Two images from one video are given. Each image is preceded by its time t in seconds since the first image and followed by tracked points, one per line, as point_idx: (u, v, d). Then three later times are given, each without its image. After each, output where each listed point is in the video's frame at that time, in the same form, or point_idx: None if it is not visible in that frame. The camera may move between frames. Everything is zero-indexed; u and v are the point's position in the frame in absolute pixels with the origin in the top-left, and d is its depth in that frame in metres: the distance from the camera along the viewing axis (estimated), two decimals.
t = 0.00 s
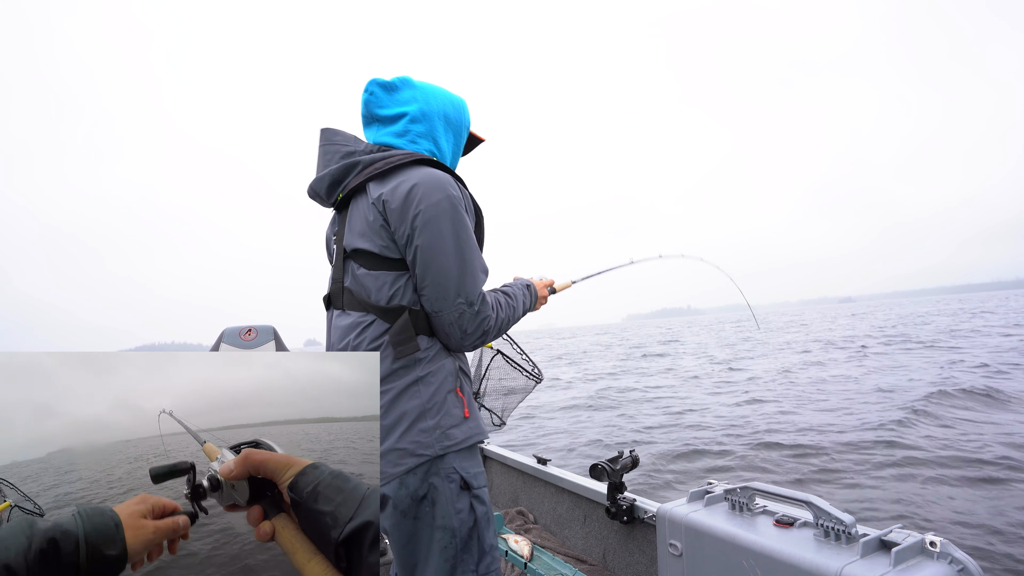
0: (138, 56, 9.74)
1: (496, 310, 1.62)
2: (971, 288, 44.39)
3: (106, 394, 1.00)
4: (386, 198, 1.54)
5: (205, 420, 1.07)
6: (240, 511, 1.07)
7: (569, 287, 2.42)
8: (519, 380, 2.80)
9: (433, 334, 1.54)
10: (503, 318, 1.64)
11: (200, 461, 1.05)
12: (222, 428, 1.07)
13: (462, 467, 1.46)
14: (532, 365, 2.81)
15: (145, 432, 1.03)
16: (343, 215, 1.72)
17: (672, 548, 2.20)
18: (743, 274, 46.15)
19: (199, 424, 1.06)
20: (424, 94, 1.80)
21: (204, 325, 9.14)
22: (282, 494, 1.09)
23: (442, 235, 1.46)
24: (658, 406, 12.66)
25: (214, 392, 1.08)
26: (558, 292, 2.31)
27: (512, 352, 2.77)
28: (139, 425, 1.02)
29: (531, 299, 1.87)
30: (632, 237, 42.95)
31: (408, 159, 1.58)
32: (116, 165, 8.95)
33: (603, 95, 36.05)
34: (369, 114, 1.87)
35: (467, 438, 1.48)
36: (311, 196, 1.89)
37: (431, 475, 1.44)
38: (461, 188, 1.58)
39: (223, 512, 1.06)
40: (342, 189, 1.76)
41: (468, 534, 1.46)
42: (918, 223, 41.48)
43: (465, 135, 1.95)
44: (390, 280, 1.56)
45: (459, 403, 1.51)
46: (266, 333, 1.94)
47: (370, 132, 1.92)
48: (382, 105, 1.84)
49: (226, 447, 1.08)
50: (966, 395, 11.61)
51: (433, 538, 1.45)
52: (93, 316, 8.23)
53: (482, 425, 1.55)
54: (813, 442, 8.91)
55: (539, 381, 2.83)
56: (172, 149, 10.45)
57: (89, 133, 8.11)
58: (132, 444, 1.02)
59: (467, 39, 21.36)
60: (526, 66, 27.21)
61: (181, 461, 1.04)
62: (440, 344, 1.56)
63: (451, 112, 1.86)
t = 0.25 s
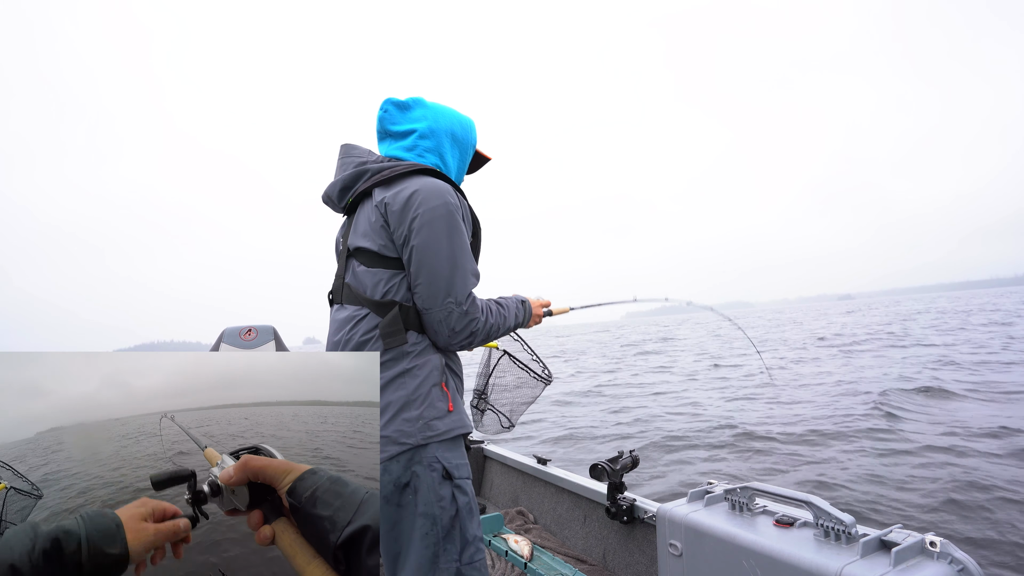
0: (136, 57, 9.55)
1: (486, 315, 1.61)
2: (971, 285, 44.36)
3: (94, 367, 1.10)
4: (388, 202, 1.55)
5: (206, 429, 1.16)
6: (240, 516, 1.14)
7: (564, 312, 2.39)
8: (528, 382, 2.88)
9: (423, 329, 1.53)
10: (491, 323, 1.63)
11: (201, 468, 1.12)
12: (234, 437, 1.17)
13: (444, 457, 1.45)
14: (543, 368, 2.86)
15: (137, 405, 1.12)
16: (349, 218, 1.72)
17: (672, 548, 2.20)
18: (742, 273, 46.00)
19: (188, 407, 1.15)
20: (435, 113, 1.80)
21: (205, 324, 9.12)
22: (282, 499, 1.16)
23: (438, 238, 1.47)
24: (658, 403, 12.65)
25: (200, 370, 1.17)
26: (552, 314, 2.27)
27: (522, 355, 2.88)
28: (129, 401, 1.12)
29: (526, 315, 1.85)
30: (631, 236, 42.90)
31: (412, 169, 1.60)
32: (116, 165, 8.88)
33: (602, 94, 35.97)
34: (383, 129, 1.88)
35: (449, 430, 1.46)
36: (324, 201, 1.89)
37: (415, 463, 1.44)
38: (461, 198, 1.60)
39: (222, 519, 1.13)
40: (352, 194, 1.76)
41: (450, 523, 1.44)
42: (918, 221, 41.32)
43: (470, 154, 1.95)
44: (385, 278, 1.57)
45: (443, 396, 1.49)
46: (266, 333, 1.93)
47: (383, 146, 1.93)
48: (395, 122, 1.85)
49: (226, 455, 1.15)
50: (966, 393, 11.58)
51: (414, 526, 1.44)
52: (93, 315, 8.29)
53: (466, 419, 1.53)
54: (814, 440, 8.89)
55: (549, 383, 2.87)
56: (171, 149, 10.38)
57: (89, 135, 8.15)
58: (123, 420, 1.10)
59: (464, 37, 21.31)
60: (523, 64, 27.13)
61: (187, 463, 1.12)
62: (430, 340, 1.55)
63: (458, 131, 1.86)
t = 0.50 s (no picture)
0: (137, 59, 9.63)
1: (481, 318, 1.60)
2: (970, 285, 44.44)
3: (80, 354, 1.23)
4: (389, 204, 1.55)
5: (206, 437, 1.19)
6: (239, 541, 1.16)
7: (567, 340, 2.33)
8: (538, 386, 2.89)
9: (418, 326, 1.53)
10: (484, 328, 1.61)
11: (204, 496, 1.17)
12: (222, 450, 1.18)
13: (438, 449, 1.44)
14: (554, 371, 2.90)
15: (118, 389, 1.22)
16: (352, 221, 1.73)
17: (672, 548, 2.20)
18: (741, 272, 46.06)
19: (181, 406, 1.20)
20: (438, 122, 1.80)
21: (205, 324, 9.11)
22: (276, 526, 1.16)
23: (436, 241, 1.46)
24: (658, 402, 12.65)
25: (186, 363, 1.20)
26: (553, 339, 2.21)
27: (534, 358, 2.91)
28: (118, 382, 1.22)
29: (523, 331, 1.83)
30: (630, 235, 42.92)
31: (413, 173, 1.60)
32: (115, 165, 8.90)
33: (600, 93, 35.96)
34: (387, 139, 1.90)
35: (443, 423, 1.46)
36: (329, 205, 1.91)
37: (410, 455, 1.43)
38: (462, 206, 1.60)
39: (222, 541, 1.17)
40: (355, 197, 1.77)
41: (446, 514, 1.43)
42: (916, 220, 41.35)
43: (471, 163, 1.93)
44: (382, 277, 1.57)
45: (437, 390, 1.49)
46: (266, 333, 1.93)
47: (388, 154, 1.93)
48: (399, 131, 1.87)
49: (225, 483, 1.18)
50: (966, 392, 11.59)
51: (409, 516, 1.43)
52: (94, 315, 8.07)
53: (460, 412, 1.52)
54: (814, 440, 8.90)
55: (559, 387, 2.91)
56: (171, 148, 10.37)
57: (89, 133, 8.19)
58: (104, 403, 1.22)
59: (461, 35, 21.30)
60: (521, 62, 27.09)
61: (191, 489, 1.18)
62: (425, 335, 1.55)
63: (460, 140, 1.84)
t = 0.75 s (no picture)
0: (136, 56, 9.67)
1: (481, 318, 1.61)
2: (969, 285, 44.51)
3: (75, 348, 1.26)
4: (390, 206, 1.54)
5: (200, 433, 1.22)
6: (228, 538, 1.17)
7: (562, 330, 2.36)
8: (545, 386, 2.90)
9: (421, 326, 1.53)
10: (485, 326, 1.61)
11: (194, 493, 1.20)
12: (226, 445, 1.21)
13: (445, 445, 1.45)
14: (561, 372, 2.90)
15: (116, 382, 1.25)
16: (351, 222, 1.73)
17: (672, 548, 2.20)
18: (740, 273, 46.12)
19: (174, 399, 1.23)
20: (432, 123, 1.80)
21: (205, 324, 9.12)
22: (264, 523, 1.16)
23: (438, 242, 1.47)
24: (657, 402, 12.66)
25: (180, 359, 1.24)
26: (548, 329, 2.24)
27: (541, 358, 2.89)
28: (117, 375, 1.25)
29: (521, 325, 1.83)
30: (630, 235, 42.97)
31: (413, 174, 1.60)
32: (116, 164, 8.94)
33: (600, 92, 36.02)
34: (382, 137, 1.87)
35: (450, 419, 1.47)
36: (325, 205, 1.89)
37: (416, 451, 1.43)
38: (460, 204, 1.59)
39: (213, 538, 1.19)
40: (354, 197, 1.76)
41: (453, 508, 1.44)
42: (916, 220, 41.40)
43: (466, 162, 1.93)
44: (386, 278, 1.57)
45: (441, 386, 1.50)
46: (266, 334, 1.93)
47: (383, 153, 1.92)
48: (394, 130, 1.85)
49: (215, 482, 1.20)
50: (966, 393, 11.59)
51: (418, 512, 1.43)
52: (93, 315, 8.15)
53: (464, 407, 1.53)
54: (813, 439, 8.90)
55: (567, 387, 2.92)
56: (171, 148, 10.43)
57: (89, 133, 8.22)
58: (98, 394, 1.25)
59: (462, 35, 21.31)
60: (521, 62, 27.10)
61: (178, 495, 1.21)
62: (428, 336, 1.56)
63: (455, 140, 1.85)
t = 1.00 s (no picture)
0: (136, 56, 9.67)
1: (481, 316, 1.61)
2: (969, 286, 44.53)
3: (72, 354, 1.22)
4: (389, 206, 1.54)
5: (196, 437, 1.21)
6: (223, 531, 1.16)
7: (560, 322, 2.37)
8: (548, 383, 2.90)
9: (421, 327, 1.53)
10: (486, 325, 1.62)
11: (188, 488, 1.18)
12: (212, 451, 1.20)
13: (447, 445, 1.45)
14: (564, 369, 2.90)
15: (112, 392, 1.23)
16: (349, 221, 1.72)
17: (672, 548, 2.20)
18: (739, 274, 46.14)
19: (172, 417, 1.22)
20: (427, 121, 1.80)
21: (205, 324, 9.11)
22: (261, 516, 1.17)
23: (436, 242, 1.47)
24: (657, 402, 12.65)
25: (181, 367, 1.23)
26: (548, 323, 2.25)
27: (543, 357, 2.90)
28: (111, 386, 1.22)
29: (522, 322, 1.83)
30: (631, 236, 43.04)
31: (412, 174, 1.60)
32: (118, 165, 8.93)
33: (599, 94, 36.08)
34: (378, 137, 1.88)
35: (450, 419, 1.48)
36: (322, 206, 1.90)
37: (419, 452, 1.43)
38: (458, 203, 1.59)
39: (207, 532, 1.17)
40: (351, 198, 1.76)
41: (455, 508, 1.45)
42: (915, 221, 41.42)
43: (463, 159, 1.94)
44: (385, 278, 1.57)
45: (442, 387, 1.50)
46: (266, 334, 1.93)
47: (379, 152, 1.92)
48: (390, 129, 1.86)
49: (210, 475, 1.19)
50: (965, 394, 11.59)
51: (421, 512, 1.43)
52: (94, 315, 8.00)
53: (466, 406, 1.54)
54: (814, 440, 8.89)
55: (571, 384, 2.91)
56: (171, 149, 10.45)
57: (89, 133, 8.28)
58: (98, 402, 1.22)
59: (462, 36, 21.34)
60: (522, 62, 27.17)
61: (174, 489, 1.18)
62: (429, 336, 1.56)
63: (451, 138, 1.85)
